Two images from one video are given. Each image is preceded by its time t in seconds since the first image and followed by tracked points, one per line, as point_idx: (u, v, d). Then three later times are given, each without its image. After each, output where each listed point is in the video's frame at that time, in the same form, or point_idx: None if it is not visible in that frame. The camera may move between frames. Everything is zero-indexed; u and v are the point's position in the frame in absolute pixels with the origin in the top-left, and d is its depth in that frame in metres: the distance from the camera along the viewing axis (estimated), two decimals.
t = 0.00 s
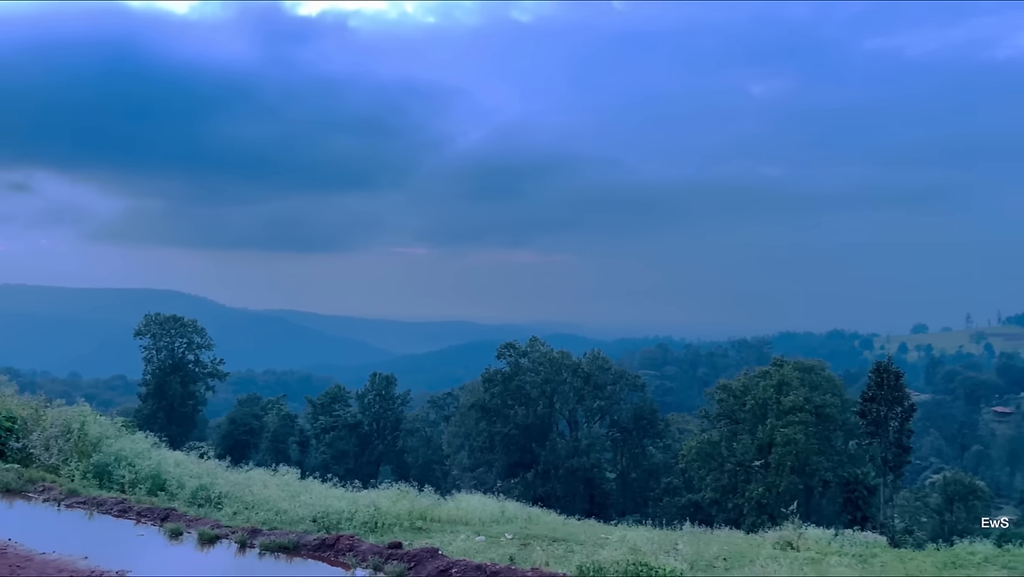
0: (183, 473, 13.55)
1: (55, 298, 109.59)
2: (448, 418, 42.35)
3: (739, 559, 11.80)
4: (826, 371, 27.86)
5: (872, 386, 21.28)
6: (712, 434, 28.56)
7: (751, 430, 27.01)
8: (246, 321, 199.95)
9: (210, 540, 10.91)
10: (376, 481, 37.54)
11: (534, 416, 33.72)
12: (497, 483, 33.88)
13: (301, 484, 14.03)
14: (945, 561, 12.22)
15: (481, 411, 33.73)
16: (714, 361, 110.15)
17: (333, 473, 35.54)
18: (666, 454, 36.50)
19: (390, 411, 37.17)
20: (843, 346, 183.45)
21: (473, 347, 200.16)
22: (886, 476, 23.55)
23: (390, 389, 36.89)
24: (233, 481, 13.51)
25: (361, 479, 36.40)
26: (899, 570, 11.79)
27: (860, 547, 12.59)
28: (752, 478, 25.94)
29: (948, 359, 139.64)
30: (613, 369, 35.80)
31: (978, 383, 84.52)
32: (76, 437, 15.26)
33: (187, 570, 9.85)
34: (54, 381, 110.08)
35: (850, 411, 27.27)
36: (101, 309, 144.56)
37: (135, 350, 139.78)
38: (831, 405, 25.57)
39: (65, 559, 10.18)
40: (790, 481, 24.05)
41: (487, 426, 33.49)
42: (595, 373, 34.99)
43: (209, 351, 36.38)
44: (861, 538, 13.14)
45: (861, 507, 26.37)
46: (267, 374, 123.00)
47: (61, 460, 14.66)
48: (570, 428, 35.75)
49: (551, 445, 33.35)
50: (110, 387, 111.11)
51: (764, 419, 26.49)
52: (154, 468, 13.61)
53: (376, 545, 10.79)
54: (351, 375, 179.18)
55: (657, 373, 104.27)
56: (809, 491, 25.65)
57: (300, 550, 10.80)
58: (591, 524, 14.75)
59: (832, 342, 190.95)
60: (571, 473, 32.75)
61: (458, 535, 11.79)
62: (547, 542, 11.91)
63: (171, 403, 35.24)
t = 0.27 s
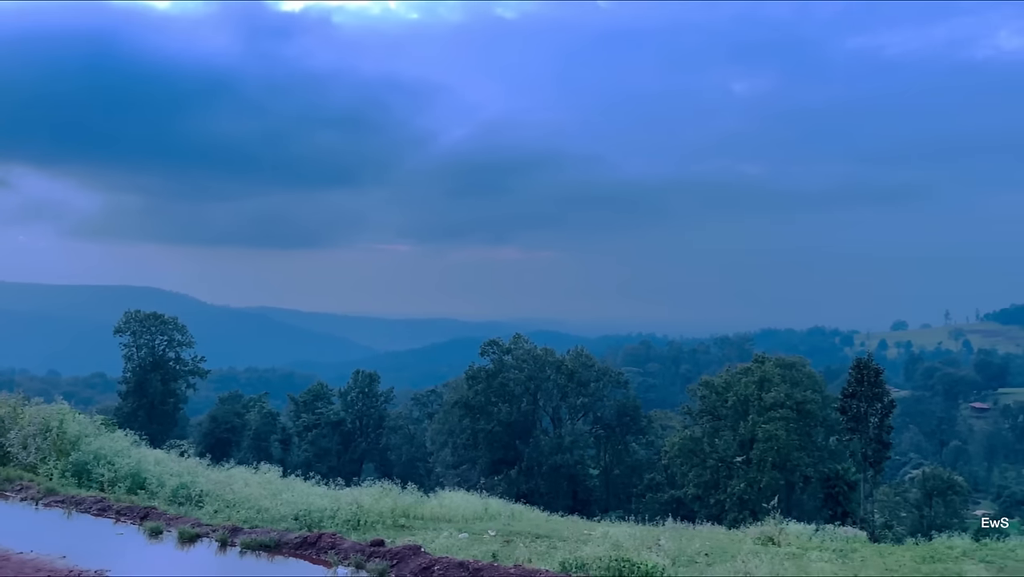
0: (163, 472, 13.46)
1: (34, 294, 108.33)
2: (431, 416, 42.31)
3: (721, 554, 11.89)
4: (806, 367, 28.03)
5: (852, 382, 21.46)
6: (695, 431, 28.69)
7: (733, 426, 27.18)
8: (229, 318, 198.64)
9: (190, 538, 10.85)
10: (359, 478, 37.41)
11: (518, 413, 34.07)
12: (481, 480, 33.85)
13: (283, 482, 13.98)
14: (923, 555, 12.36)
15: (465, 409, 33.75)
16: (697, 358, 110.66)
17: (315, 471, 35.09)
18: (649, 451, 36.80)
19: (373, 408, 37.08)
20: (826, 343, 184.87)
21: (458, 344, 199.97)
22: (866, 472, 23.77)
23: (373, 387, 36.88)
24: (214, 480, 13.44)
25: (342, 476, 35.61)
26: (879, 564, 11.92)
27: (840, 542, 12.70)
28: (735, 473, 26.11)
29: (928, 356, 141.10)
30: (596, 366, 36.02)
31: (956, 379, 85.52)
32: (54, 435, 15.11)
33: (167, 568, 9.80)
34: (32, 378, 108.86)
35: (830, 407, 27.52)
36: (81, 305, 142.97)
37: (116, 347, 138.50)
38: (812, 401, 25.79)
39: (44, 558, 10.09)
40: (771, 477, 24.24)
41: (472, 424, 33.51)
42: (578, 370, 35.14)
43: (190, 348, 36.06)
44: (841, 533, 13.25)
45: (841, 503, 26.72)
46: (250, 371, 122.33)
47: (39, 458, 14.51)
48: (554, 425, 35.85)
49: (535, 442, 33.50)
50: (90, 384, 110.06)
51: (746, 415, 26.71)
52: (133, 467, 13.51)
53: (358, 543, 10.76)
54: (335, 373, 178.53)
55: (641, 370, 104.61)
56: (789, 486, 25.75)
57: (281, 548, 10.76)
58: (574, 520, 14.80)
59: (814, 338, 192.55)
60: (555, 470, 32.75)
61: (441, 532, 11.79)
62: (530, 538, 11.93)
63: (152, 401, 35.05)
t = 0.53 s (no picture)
0: (142, 470, 13.35)
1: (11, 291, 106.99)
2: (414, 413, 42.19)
3: (702, 550, 11.98)
4: (786, 364, 28.37)
5: (832, 378, 21.62)
6: (676, 427, 28.77)
7: (714, 422, 27.37)
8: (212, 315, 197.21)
9: (169, 537, 10.79)
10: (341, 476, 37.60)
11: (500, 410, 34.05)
12: (463, 477, 33.87)
13: (263, 480, 13.91)
14: (901, 550, 12.50)
15: (447, 406, 33.61)
16: (679, 355, 111.15)
17: (296, 469, 34.88)
18: (631, 447, 36.73)
19: (356, 406, 37.16)
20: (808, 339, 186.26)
21: (441, 341, 199.67)
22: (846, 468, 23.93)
23: (355, 384, 36.87)
24: (194, 478, 13.36)
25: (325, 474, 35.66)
26: (858, 559, 12.04)
27: (819, 537, 12.82)
28: (715, 469, 26.23)
29: (906, 353, 142.70)
30: (579, 363, 36.12)
31: (934, 376, 86.55)
32: (30, 434, 14.96)
33: (147, 567, 9.74)
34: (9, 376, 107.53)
35: (810, 403, 27.74)
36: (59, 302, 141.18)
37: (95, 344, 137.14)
38: (792, 397, 25.99)
39: (20, 558, 9.98)
40: (752, 473, 24.41)
41: (454, 421, 33.35)
42: (561, 367, 35.24)
43: (170, 346, 35.73)
44: (820, 529, 13.37)
45: (821, 498, 26.86)
46: (232, 369, 121.63)
47: (15, 457, 14.39)
48: (536, 422, 35.87)
49: (517, 439, 33.72)
50: (68, 382, 108.92)
51: (726, 411, 26.91)
52: (112, 466, 13.40)
53: (339, 541, 10.74)
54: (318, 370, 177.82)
55: (623, 367, 104.94)
56: (769, 482, 25.92)
57: (261, 546, 10.72)
58: (556, 516, 14.83)
59: (794, 335, 194.25)
60: (537, 467, 33.28)
61: (422, 530, 11.78)
62: (512, 535, 11.95)
63: (131, 399, 34.78)
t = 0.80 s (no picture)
0: (119, 468, 13.23)
1: None
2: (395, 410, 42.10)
3: (682, 545, 12.07)
4: (765, 360, 28.92)
5: (810, 375, 21.83)
6: (657, 423, 28.87)
7: (693, 419, 27.54)
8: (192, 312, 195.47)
9: (146, 536, 10.71)
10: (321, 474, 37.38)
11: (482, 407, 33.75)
12: (444, 474, 34.05)
13: (242, 478, 13.83)
14: (878, 544, 12.64)
15: (429, 403, 33.65)
16: (659, 352, 111.68)
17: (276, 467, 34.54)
18: (612, 443, 36.93)
19: (336, 404, 37.02)
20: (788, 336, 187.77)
21: (424, 339, 199.31)
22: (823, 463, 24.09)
23: (336, 381, 36.67)
24: (172, 476, 13.26)
25: (306, 472, 36.00)
26: (835, 553, 12.18)
27: (797, 532, 12.93)
28: (695, 465, 26.37)
29: (884, 350, 144.36)
30: (560, 360, 36.31)
31: (910, 372, 87.69)
32: (5, 432, 14.80)
33: (124, 567, 9.65)
34: None
35: (789, 400, 27.98)
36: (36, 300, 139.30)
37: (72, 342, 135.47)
38: (770, 393, 26.22)
39: None
40: (731, 469, 24.56)
41: (436, 418, 33.41)
42: (542, 363, 35.37)
43: (147, 343, 35.34)
44: (799, 524, 13.49)
45: (799, 494, 26.94)
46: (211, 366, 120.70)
47: None
48: (518, 419, 35.86)
49: (499, 435, 33.66)
50: (43, 380, 107.57)
51: (706, 408, 27.10)
52: (88, 464, 13.27)
53: (317, 539, 10.69)
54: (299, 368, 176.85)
55: (604, 364, 105.28)
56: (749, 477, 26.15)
57: (239, 545, 10.67)
58: (537, 513, 14.86)
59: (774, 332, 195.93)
60: (518, 464, 33.14)
61: (403, 527, 11.78)
62: (493, 532, 11.96)
63: (108, 397, 34.56)
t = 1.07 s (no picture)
0: (93, 468, 13.09)
1: None
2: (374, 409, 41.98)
3: (659, 541, 12.15)
4: (742, 358, 29.27)
5: (786, 371, 22.02)
6: (635, 421, 29.03)
7: (672, 416, 27.71)
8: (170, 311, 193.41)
9: (120, 536, 10.61)
10: (298, 473, 37.01)
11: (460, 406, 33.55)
12: (424, 472, 33.96)
13: (219, 477, 13.72)
14: (854, 539, 12.79)
15: (407, 401, 33.51)
16: (638, 350, 112.09)
17: (253, 467, 34.52)
18: (591, 441, 37.20)
19: (315, 402, 36.77)
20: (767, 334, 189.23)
21: (405, 337, 198.71)
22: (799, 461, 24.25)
23: (314, 380, 36.48)
24: (147, 475, 13.15)
25: (283, 471, 35.65)
26: (811, 549, 12.31)
27: (773, 528, 13.05)
28: (674, 462, 26.53)
29: (860, 347, 146.04)
30: (540, 357, 36.34)
31: (885, 369, 88.74)
32: None
33: (99, 568, 9.54)
34: None
35: (766, 397, 28.26)
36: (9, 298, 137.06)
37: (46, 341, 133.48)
38: (747, 390, 26.46)
39: None
40: (709, 465, 24.77)
41: (414, 417, 33.33)
42: (522, 361, 35.27)
43: (122, 341, 34.95)
44: (775, 519, 13.62)
45: (776, 489, 27.29)
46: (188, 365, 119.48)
47: None
48: (497, 417, 35.86)
49: (478, 434, 33.76)
50: (15, 379, 105.96)
51: (684, 405, 27.28)
52: (61, 463, 13.11)
53: (295, 538, 10.65)
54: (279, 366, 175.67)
55: (583, 362, 105.46)
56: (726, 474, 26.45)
57: (216, 544, 10.60)
58: (516, 510, 14.89)
59: (752, 330, 197.49)
60: (498, 461, 33.16)
61: (381, 525, 11.75)
62: (472, 529, 11.97)
63: (82, 396, 34.14)
